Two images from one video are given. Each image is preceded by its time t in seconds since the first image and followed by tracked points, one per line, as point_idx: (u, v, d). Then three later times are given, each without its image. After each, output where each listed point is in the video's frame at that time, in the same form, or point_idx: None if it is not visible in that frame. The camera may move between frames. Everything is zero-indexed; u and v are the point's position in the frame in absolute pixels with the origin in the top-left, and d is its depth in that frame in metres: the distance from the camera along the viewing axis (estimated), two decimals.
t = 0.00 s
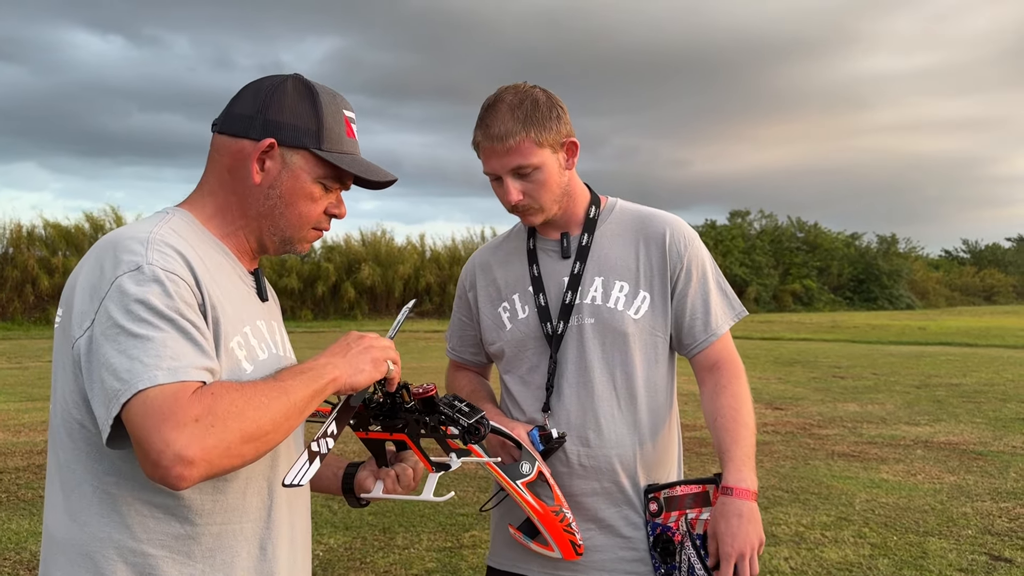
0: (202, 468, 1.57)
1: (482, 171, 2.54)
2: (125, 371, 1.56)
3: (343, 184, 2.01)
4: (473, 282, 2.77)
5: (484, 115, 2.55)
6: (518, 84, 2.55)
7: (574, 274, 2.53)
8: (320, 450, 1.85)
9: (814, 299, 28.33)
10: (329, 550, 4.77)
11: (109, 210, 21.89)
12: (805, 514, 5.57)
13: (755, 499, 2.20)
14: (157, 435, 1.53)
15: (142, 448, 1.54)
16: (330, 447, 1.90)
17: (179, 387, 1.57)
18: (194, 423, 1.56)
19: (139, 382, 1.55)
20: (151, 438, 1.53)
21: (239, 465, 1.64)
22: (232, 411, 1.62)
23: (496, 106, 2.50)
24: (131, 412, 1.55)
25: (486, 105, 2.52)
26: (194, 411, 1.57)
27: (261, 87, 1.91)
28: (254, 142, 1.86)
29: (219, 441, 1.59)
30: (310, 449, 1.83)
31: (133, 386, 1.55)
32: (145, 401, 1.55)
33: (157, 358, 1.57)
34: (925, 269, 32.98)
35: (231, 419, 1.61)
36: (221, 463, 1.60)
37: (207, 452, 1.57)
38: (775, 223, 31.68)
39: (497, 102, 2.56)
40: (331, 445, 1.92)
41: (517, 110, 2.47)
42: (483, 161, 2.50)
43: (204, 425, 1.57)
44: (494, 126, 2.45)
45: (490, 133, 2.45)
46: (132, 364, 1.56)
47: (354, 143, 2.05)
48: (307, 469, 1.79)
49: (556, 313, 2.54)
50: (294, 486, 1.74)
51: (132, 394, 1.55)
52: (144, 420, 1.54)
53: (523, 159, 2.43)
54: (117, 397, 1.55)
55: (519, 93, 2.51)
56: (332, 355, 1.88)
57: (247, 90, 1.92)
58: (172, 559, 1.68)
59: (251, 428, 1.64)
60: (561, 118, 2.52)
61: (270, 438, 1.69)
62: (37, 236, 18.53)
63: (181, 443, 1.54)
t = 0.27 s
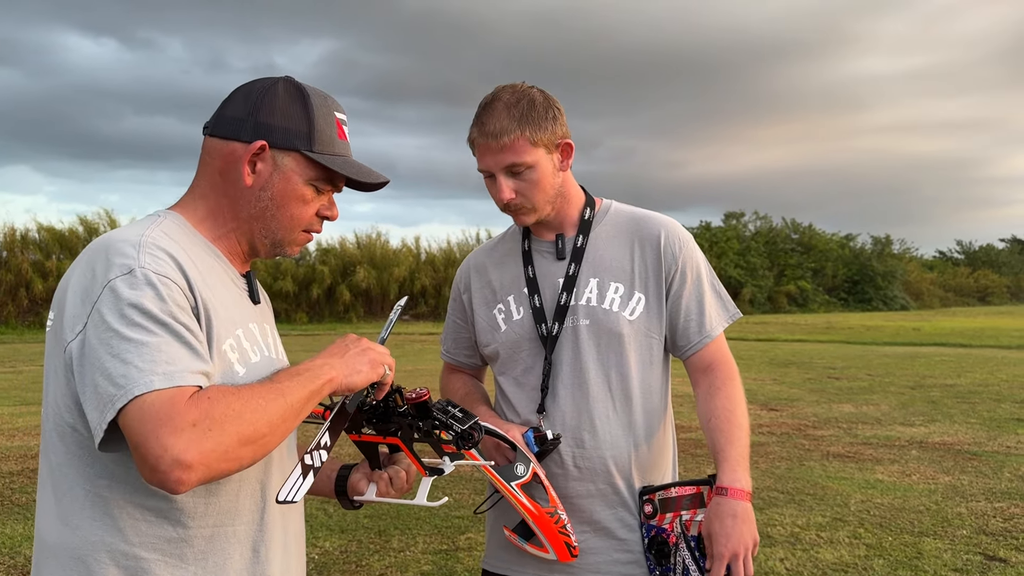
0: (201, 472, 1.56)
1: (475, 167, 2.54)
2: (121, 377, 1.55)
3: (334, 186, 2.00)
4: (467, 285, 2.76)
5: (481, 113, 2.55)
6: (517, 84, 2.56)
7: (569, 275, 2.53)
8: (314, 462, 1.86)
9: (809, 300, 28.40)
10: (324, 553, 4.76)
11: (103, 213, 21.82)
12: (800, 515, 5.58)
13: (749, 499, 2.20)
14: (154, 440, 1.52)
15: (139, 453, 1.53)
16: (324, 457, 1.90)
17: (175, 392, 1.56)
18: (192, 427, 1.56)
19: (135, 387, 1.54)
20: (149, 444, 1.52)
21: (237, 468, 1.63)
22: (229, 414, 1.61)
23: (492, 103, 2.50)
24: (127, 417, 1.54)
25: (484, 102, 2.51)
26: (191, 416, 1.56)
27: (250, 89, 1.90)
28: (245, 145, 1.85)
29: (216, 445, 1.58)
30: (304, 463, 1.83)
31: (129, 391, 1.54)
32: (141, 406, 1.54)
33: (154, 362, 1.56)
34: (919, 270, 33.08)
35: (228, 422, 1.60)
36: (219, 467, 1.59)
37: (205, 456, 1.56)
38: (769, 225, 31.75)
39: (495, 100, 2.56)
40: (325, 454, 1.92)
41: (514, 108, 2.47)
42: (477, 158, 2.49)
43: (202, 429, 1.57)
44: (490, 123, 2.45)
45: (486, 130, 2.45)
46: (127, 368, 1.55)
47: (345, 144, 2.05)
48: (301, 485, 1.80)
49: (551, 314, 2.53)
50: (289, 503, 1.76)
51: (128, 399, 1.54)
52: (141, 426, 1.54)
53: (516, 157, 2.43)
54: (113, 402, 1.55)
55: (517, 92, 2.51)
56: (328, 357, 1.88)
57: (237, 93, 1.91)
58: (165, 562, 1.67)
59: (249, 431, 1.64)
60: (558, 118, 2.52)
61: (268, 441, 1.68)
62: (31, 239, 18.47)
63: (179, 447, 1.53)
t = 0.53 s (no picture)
0: (193, 475, 1.56)
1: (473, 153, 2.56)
2: (113, 379, 1.55)
3: (327, 187, 2.00)
4: (461, 285, 2.76)
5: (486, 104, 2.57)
6: (527, 80, 2.58)
7: (562, 276, 2.53)
8: (308, 475, 1.82)
9: (806, 301, 28.44)
10: (321, 555, 4.75)
11: (100, 215, 21.79)
12: (797, 516, 5.58)
13: (742, 502, 2.20)
14: (146, 444, 1.52)
15: (131, 457, 1.53)
16: (319, 471, 1.87)
17: (167, 395, 1.56)
18: (184, 430, 1.56)
19: (127, 390, 1.54)
20: (140, 447, 1.52)
21: (229, 471, 1.64)
22: (221, 418, 1.61)
23: (498, 94, 2.53)
24: (119, 420, 1.54)
25: (492, 92, 2.55)
26: (183, 419, 1.56)
27: (243, 91, 1.91)
28: (236, 146, 1.85)
29: (209, 448, 1.58)
30: (298, 475, 1.79)
31: (121, 395, 1.54)
32: (133, 409, 1.54)
33: (146, 365, 1.56)
34: (916, 270, 33.15)
35: (220, 426, 1.61)
36: (210, 470, 1.59)
37: (197, 459, 1.57)
38: (766, 225, 31.80)
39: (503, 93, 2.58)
40: (320, 467, 1.89)
41: (518, 101, 2.50)
42: (475, 143, 2.52)
43: (194, 432, 1.57)
44: (492, 110, 2.48)
45: (488, 116, 2.49)
46: (119, 370, 1.55)
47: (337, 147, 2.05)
48: (295, 500, 1.76)
49: (545, 315, 2.53)
50: (283, 518, 1.70)
51: (120, 402, 1.54)
52: (133, 429, 1.53)
53: (511, 147, 2.44)
54: (105, 404, 1.54)
55: (524, 86, 2.53)
56: (319, 359, 1.88)
57: (230, 94, 1.91)
58: (158, 564, 1.66)
59: (240, 434, 1.64)
60: (561, 118, 2.53)
61: (259, 443, 1.68)
62: (28, 242, 18.44)
63: (171, 451, 1.53)
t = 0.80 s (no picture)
0: (186, 482, 1.56)
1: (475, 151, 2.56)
2: (107, 384, 1.54)
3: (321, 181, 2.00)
4: (458, 284, 2.76)
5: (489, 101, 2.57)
6: (532, 79, 2.57)
7: (560, 275, 2.52)
8: (302, 495, 1.82)
9: (805, 300, 28.45)
10: (320, 556, 4.74)
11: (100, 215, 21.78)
12: (796, 516, 5.57)
13: (738, 504, 2.20)
14: (140, 450, 1.53)
15: (125, 462, 1.54)
16: (315, 490, 1.87)
17: (161, 401, 1.56)
18: (178, 436, 1.56)
19: (121, 395, 1.54)
20: (134, 454, 1.53)
21: (222, 477, 1.64)
22: (215, 424, 1.61)
23: (502, 91, 2.52)
24: (113, 425, 1.54)
25: (495, 90, 2.55)
26: (177, 425, 1.56)
27: (230, 90, 1.90)
28: (228, 147, 1.84)
29: (202, 455, 1.58)
30: (294, 495, 1.80)
31: (115, 399, 1.54)
32: (127, 415, 1.54)
33: (140, 372, 1.56)
34: (916, 270, 33.15)
35: (214, 432, 1.60)
36: (203, 476, 1.59)
37: (190, 466, 1.56)
38: (766, 225, 31.80)
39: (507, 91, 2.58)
40: (316, 484, 1.89)
41: (522, 99, 2.49)
42: (477, 140, 2.52)
43: (188, 439, 1.57)
44: (495, 108, 2.49)
45: (490, 113, 2.49)
46: (112, 375, 1.55)
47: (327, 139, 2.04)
48: (292, 522, 1.77)
49: (541, 314, 2.53)
50: (280, 542, 1.72)
51: (114, 407, 1.54)
52: (127, 435, 1.54)
53: (513, 145, 2.44)
54: (98, 409, 1.54)
55: (528, 85, 2.53)
56: (312, 363, 1.87)
57: (217, 94, 1.90)
58: (154, 565, 1.66)
59: (234, 441, 1.63)
60: (563, 118, 2.53)
61: (252, 449, 1.68)
62: (27, 243, 18.44)
63: (165, 458, 1.53)
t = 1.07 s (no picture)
0: (161, 495, 1.57)
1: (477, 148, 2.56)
2: (94, 390, 1.55)
3: (312, 159, 2.01)
4: (458, 281, 2.76)
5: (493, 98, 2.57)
6: (535, 77, 2.58)
7: (560, 272, 2.53)
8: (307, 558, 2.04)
9: (807, 299, 28.43)
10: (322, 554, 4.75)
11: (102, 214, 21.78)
12: (798, 514, 5.57)
13: (737, 503, 2.20)
14: (118, 462, 1.53)
15: (102, 470, 1.55)
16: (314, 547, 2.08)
17: (145, 412, 1.57)
18: (156, 450, 1.56)
19: (106, 403, 1.55)
20: (112, 463, 1.54)
21: (198, 490, 1.64)
22: (196, 439, 1.61)
23: (507, 88, 2.53)
24: (96, 432, 1.55)
25: (500, 87, 2.55)
26: (157, 438, 1.57)
27: (208, 85, 1.89)
28: (218, 142, 1.84)
29: (178, 470, 1.58)
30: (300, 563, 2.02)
31: (101, 406, 1.54)
32: (110, 423, 1.55)
33: (127, 379, 1.57)
34: (918, 269, 33.10)
35: (194, 447, 1.60)
36: (180, 490, 1.60)
37: (166, 480, 1.57)
38: (767, 224, 31.77)
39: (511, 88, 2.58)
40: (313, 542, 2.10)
41: (526, 97, 2.49)
42: (480, 137, 2.52)
43: (166, 453, 1.57)
44: (500, 105, 2.49)
45: (495, 110, 2.49)
46: (100, 382, 1.55)
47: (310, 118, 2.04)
48: None
49: (541, 311, 2.53)
50: None
51: (99, 414, 1.55)
52: (108, 443, 1.55)
53: (517, 142, 2.44)
54: (84, 414, 1.55)
55: (532, 82, 2.54)
56: (300, 380, 1.87)
57: (196, 91, 1.90)
58: (159, 563, 1.67)
59: (213, 457, 1.63)
60: (568, 116, 2.54)
61: (232, 465, 1.68)
62: (29, 242, 18.45)
63: (141, 471, 1.54)
